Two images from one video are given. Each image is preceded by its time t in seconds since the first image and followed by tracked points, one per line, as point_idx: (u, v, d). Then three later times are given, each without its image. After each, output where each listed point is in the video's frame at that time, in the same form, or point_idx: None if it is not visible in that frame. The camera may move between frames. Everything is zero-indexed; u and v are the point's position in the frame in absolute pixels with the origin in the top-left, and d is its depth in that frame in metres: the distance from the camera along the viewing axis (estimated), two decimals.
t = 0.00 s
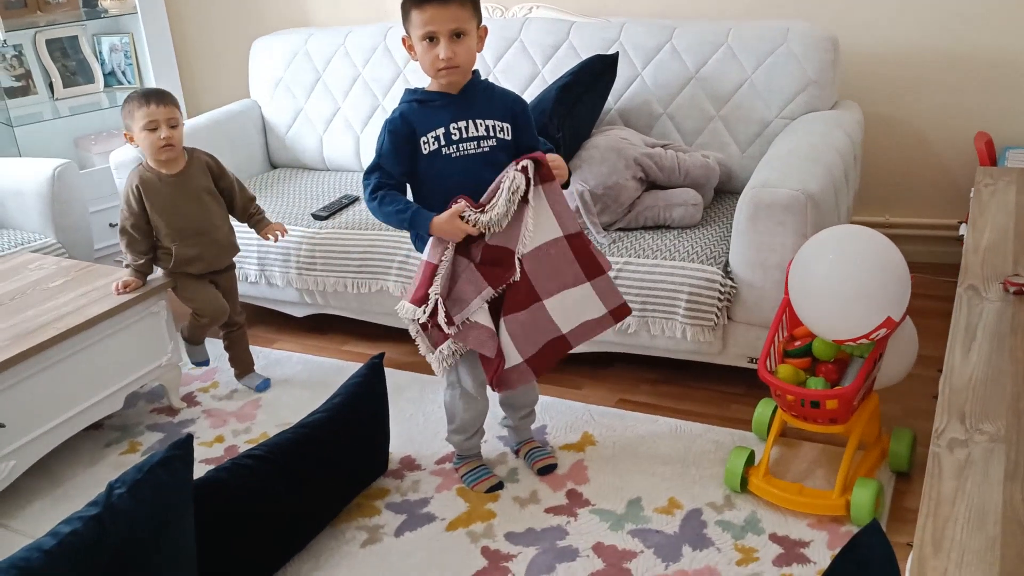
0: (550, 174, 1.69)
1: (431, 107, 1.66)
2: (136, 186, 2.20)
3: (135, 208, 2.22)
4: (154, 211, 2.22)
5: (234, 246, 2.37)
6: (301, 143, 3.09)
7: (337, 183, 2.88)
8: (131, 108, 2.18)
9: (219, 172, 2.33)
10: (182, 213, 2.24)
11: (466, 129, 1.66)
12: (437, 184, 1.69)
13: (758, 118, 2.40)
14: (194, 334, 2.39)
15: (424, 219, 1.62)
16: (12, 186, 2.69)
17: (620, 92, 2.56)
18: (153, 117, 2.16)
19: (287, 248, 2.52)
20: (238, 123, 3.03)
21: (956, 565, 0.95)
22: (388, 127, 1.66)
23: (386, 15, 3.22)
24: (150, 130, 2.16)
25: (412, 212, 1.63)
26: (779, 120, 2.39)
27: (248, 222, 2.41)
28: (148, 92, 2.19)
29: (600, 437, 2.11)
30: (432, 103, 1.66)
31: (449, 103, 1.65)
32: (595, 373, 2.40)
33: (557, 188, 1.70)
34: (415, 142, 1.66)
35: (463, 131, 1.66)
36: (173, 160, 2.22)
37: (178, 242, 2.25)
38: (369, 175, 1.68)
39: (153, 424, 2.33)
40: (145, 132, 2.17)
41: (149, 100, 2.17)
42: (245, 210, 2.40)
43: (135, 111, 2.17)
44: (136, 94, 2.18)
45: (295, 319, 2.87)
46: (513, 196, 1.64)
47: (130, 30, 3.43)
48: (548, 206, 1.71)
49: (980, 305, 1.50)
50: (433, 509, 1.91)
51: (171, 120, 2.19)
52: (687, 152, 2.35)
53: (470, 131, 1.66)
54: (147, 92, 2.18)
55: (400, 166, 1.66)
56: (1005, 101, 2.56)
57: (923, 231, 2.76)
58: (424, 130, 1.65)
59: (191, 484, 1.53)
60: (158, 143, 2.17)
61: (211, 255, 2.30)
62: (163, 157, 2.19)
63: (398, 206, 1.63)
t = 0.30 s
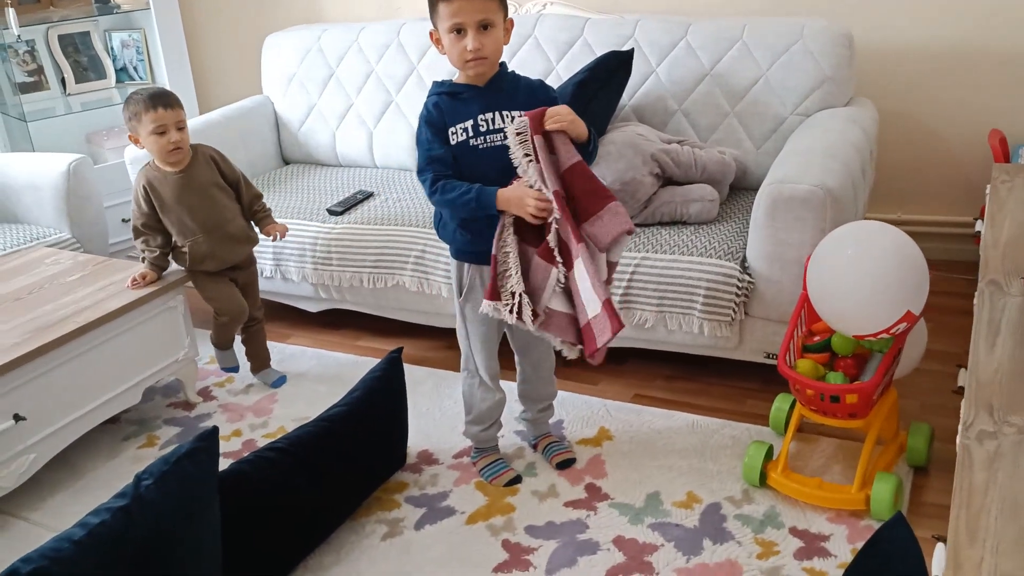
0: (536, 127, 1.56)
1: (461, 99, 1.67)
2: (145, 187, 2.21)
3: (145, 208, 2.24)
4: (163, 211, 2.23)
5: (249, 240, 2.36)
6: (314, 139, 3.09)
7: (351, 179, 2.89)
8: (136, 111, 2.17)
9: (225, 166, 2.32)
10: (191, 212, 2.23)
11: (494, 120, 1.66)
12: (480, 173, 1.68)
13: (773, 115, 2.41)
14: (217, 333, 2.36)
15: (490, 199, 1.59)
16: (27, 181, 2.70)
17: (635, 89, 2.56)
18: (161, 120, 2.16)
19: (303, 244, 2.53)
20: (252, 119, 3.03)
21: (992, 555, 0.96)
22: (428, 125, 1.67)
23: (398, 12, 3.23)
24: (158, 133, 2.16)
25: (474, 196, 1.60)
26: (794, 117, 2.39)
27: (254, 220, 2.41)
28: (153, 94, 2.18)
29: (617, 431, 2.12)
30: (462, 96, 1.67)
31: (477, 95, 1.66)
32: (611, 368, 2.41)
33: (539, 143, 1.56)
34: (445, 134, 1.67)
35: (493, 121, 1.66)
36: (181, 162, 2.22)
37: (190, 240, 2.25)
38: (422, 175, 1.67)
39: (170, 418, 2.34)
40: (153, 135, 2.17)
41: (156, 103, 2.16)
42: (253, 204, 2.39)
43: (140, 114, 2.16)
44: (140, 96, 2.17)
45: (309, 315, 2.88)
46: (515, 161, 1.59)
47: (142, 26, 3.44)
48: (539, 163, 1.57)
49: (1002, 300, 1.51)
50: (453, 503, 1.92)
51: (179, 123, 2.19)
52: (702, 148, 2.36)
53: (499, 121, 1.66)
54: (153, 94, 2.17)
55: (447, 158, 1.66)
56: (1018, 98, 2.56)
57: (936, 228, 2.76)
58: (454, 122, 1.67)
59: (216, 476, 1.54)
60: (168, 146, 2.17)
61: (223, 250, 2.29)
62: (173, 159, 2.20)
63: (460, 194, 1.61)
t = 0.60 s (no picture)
0: (571, 111, 1.55)
1: (481, 104, 1.68)
2: (160, 196, 2.21)
3: (162, 217, 2.22)
4: (181, 219, 2.22)
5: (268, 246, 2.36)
6: (312, 148, 3.08)
7: (352, 189, 2.88)
8: (151, 119, 2.18)
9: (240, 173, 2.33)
10: (208, 218, 2.22)
11: (512, 124, 1.68)
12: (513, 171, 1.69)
13: (776, 122, 2.43)
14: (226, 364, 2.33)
15: (531, 184, 1.55)
16: (25, 192, 2.67)
17: (637, 97, 2.58)
18: (177, 126, 2.17)
19: (308, 254, 2.52)
20: (251, 128, 3.02)
21: None
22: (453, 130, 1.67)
23: (395, 22, 3.23)
24: (174, 139, 2.17)
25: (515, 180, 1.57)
26: (797, 124, 2.42)
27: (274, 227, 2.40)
28: (168, 102, 2.20)
29: (628, 438, 2.12)
30: (481, 100, 1.68)
31: (496, 100, 1.68)
32: (618, 376, 2.42)
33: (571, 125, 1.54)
34: (471, 135, 1.67)
35: (513, 124, 1.68)
36: (198, 170, 2.22)
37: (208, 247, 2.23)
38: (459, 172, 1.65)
39: (175, 431, 2.32)
40: (169, 141, 2.17)
41: (171, 110, 2.18)
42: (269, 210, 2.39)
43: (156, 121, 2.18)
44: (155, 105, 2.19)
45: (311, 325, 2.86)
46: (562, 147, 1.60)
47: (135, 36, 3.41)
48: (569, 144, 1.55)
49: (1017, 305, 1.53)
50: (467, 512, 1.91)
51: (194, 129, 2.20)
52: (707, 156, 2.38)
53: (518, 125, 1.68)
54: (167, 102, 2.19)
55: (481, 154, 1.65)
56: (1013, 105, 2.60)
57: (932, 233, 2.80)
58: (479, 124, 1.67)
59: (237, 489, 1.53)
60: (183, 153, 2.17)
61: (242, 255, 2.27)
62: (187, 166, 2.20)
63: (501, 182, 1.58)
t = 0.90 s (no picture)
0: (590, 98, 1.57)
1: (475, 113, 1.69)
2: (149, 212, 2.15)
3: (155, 231, 2.15)
4: (177, 232, 2.17)
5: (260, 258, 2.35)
6: (301, 159, 3.08)
7: (342, 199, 2.88)
8: (132, 139, 2.14)
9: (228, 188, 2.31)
10: (206, 230, 2.19)
11: (508, 131, 1.69)
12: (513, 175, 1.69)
13: (765, 129, 2.46)
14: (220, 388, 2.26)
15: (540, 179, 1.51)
16: (11, 207, 2.65)
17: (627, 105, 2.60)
18: (158, 145, 2.13)
19: (300, 265, 2.51)
20: (238, 140, 3.01)
21: None
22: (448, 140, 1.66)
23: (383, 33, 3.24)
24: (158, 158, 2.13)
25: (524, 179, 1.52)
26: (785, 130, 2.45)
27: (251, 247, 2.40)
28: (148, 120, 2.15)
29: (625, 444, 2.14)
30: (474, 109, 1.69)
31: (490, 110, 1.70)
32: (613, 382, 2.43)
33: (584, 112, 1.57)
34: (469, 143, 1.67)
35: (509, 131, 1.69)
36: (186, 186, 2.19)
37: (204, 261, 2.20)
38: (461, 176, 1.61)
39: (169, 445, 2.30)
40: (152, 161, 2.14)
41: (150, 129, 2.14)
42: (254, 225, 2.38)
43: (137, 142, 2.14)
44: (136, 124, 2.14)
45: (302, 337, 2.85)
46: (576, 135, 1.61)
47: (119, 49, 3.39)
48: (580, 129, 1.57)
49: (1011, 305, 1.56)
50: (469, 521, 1.91)
51: (178, 146, 2.16)
52: (698, 163, 2.41)
53: (514, 131, 1.70)
54: (147, 120, 2.15)
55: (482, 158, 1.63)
56: (994, 109, 2.66)
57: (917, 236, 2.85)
58: (476, 132, 1.67)
59: (242, 501, 1.52)
60: (166, 172, 2.14)
61: (238, 267, 2.25)
62: (173, 185, 2.16)
63: (509, 181, 1.53)
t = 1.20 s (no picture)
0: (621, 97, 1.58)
1: (475, 113, 1.68)
2: (137, 224, 2.07)
3: (142, 242, 2.08)
4: (163, 245, 2.09)
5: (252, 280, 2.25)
6: (299, 160, 3.07)
7: (341, 199, 2.87)
8: (126, 147, 2.04)
9: (221, 204, 2.24)
10: (193, 244, 2.11)
11: (507, 130, 1.70)
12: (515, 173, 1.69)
13: (765, 126, 2.47)
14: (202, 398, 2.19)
15: (542, 158, 1.53)
16: (8, 209, 2.63)
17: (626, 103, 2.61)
18: (150, 155, 2.03)
19: (301, 265, 2.50)
20: (235, 141, 3.00)
21: None
22: (449, 142, 1.63)
23: (380, 33, 3.23)
24: (149, 168, 2.04)
25: (524, 167, 1.53)
26: (785, 128, 2.46)
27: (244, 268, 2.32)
28: (141, 127, 2.05)
29: (631, 441, 2.13)
30: (472, 109, 1.68)
31: (487, 110, 1.69)
32: (615, 380, 2.43)
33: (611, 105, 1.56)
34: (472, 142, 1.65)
35: (508, 130, 1.70)
36: (178, 197, 2.10)
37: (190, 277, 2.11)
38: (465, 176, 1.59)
39: (171, 447, 2.28)
40: (144, 170, 2.04)
41: (144, 137, 2.04)
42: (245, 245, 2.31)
43: (131, 149, 2.04)
44: (130, 130, 2.04)
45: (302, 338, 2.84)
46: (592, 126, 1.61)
47: (114, 50, 3.38)
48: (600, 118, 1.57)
49: (1017, 297, 1.58)
50: (477, 519, 1.91)
51: (171, 157, 2.07)
52: (700, 161, 2.42)
53: (512, 131, 1.71)
54: (140, 127, 2.05)
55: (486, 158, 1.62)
56: (989, 106, 2.68)
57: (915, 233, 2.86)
58: (477, 132, 1.66)
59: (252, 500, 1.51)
60: (159, 183, 2.05)
61: (226, 287, 2.15)
62: (168, 196, 2.08)
63: (514, 171, 1.54)
